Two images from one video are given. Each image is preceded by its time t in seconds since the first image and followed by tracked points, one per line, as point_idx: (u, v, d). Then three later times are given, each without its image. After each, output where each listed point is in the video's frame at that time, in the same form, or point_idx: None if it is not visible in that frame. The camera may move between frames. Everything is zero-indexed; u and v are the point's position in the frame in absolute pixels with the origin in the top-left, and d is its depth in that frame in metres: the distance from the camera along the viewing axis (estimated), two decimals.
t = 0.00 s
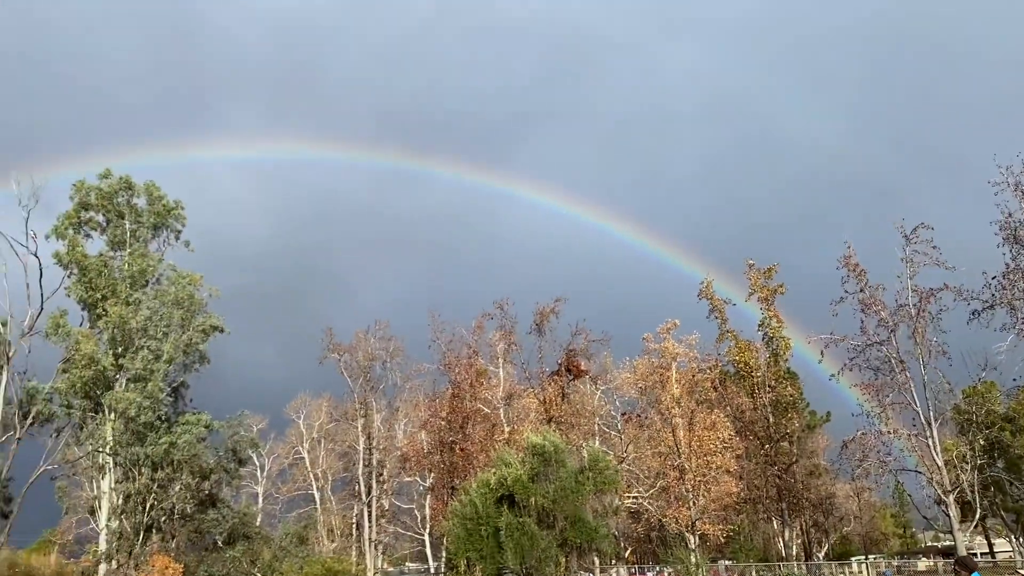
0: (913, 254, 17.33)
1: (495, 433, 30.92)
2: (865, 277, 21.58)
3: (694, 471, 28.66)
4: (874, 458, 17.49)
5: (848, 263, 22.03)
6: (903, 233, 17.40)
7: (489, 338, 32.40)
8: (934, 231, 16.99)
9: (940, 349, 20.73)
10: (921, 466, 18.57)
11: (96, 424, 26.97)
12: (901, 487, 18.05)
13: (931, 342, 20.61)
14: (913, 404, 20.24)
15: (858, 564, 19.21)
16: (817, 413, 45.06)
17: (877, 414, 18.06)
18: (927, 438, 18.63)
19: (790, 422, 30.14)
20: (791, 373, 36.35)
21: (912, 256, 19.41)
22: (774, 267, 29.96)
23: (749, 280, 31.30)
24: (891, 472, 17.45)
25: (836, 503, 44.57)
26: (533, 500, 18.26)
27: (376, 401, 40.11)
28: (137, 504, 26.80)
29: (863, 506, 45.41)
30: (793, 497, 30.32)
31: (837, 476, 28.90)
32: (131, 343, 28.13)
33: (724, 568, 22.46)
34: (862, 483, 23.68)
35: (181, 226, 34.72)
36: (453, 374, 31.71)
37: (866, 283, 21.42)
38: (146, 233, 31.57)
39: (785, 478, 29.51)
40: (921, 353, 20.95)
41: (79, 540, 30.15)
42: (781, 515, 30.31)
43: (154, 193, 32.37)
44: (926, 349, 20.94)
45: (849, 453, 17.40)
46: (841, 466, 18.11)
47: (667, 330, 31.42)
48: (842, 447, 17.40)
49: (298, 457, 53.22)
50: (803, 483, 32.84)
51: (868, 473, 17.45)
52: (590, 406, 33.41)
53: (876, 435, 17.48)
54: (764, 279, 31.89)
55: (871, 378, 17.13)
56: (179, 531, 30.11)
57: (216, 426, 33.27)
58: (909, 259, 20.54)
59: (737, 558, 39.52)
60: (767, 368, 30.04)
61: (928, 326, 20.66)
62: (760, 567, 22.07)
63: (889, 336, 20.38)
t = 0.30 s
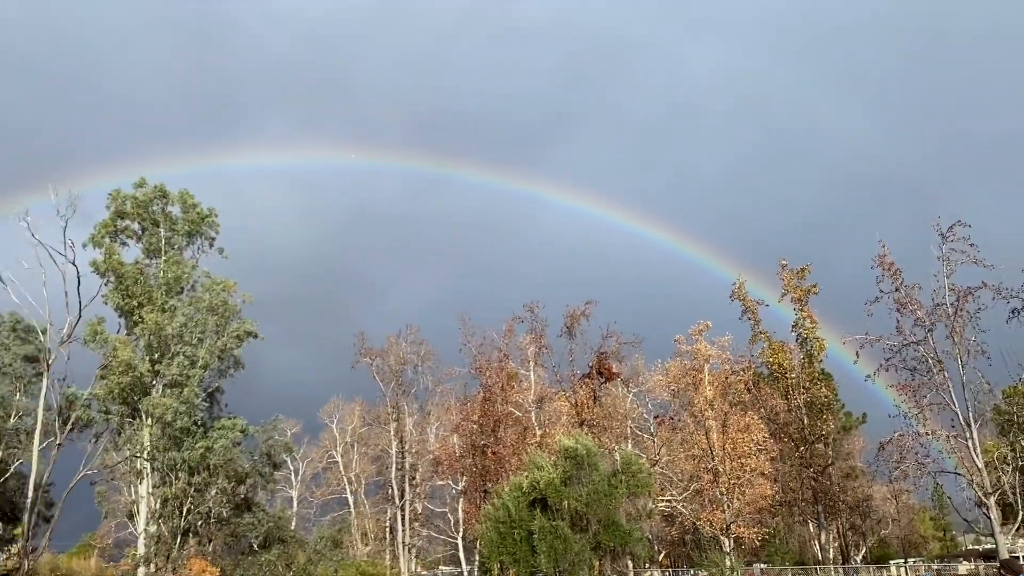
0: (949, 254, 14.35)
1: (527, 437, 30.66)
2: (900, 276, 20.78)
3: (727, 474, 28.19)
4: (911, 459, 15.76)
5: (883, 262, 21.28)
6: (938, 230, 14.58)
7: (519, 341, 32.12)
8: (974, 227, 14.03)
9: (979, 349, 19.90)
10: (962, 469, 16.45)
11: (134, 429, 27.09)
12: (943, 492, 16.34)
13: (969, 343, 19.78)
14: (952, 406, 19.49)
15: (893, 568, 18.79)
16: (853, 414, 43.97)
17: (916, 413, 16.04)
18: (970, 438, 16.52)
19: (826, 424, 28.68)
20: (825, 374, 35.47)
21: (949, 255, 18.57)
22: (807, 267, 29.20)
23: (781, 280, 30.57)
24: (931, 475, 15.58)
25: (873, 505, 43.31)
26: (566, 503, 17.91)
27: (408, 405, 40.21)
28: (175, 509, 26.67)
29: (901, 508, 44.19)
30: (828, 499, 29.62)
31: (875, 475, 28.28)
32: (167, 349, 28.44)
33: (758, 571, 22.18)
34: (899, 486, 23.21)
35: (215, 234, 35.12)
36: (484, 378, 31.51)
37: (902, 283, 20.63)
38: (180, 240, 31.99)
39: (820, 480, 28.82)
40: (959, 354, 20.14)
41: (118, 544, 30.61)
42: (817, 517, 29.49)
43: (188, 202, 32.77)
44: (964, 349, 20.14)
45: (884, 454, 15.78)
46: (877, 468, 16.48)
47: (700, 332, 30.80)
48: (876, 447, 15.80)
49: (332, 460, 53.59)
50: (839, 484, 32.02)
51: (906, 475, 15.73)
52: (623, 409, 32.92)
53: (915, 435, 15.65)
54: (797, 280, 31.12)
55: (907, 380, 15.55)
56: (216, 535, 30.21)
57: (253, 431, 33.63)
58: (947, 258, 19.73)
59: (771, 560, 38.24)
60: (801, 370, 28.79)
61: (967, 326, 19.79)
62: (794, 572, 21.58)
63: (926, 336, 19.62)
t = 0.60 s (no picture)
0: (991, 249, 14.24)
1: (563, 439, 30.27)
2: (940, 273, 19.99)
3: (765, 475, 26.97)
4: (955, 460, 14.62)
5: (921, 260, 20.51)
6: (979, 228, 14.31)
7: (553, 342, 31.78)
8: (1016, 223, 13.92)
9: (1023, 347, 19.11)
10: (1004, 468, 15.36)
11: (174, 433, 27.59)
12: (991, 496, 15.25)
13: (1014, 341, 18.92)
14: (998, 406, 18.59)
15: (936, 569, 18.12)
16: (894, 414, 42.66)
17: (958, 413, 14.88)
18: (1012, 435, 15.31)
19: (864, 425, 27.83)
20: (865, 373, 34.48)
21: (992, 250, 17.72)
22: (845, 264, 28.35)
23: (818, 279, 29.74)
24: (975, 477, 14.55)
25: (915, 505, 41.88)
26: (603, 506, 17.46)
27: (443, 408, 40.16)
28: (214, 511, 27.27)
29: (946, 510, 42.78)
30: (870, 501, 28.56)
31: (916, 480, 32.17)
32: (206, 354, 28.90)
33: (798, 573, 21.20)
34: (943, 486, 22.34)
35: (251, 240, 35.51)
36: (518, 380, 31.29)
37: (943, 280, 19.83)
38: (218, 247, 32.37)
39: (860, 481, 27.67)
40: (1003, 352, 19.29)
41: (160, 547, 31.04)
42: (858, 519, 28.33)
43: (225, 208, 33.20)
44: (1010, 347, 19.27)
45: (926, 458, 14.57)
46: (917, 469, 15.33)
47: (736, 332, 30.19)
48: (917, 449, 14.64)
49: (368, 463, 53.90)
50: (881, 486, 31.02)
51: (949, 477, 14.71)
52: (658, 410, 32.37)
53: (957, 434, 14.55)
54: (834, 278, 30.25)
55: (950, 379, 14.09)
56: (254, 539, 30.29)
57: (291, 434, 33.62)
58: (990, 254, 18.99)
59: (812, 563, 36.46)
60: (840, 371, 27.70)
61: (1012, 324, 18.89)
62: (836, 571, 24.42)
63: (968, 335, 18.84)
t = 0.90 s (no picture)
0: None
1: (598, 439, 29.75)
2: (982, 267, 19.18)
3: (804, 476, 26.19)
4: (999, 459, 13.96)
5: (962, 255, 19.77)
6: None
7: (587, 342, 31.46)
8: None
9: None
10: None
11: (213, 436, 27.76)
12: None
13: None
14: None
15: (982, 569, 17.35)
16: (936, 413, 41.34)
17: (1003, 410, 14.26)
18: None
19: (906, 424, 26.54)
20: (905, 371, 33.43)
21: None
22: (884, 260, 27.44)
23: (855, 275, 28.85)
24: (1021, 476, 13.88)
25: (960, 507, 40.53)
26: (639, 506, 17.00)
27: (477, 409, 40.06)
28: (254, 512, 27.63)
29: (993, 511, 41.37)
30: (912, 504, 26.99)
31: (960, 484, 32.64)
32: (243, 357, 29.19)
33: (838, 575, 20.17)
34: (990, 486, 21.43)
35: (287, 244, 35.84)
36: (552, 381, 31.05)
37: (985, 274, 18.99)
38: (254, 251, 32.75)
39: (903, 481, 26.24)
40: None
41: (201, 548, 31.52)
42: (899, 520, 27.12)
43: (261, 213, 33.56)
44: None
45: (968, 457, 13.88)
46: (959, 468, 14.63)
47: (772, 330, 29.53)
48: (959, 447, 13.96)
49: (404, 464, 54.04)
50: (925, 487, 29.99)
51: (993, 476, 14.02)
52: (694, 410, 31.84)
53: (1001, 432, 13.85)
54: (873, 275, 29.33)
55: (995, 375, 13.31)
56: (293, 539, 30.54)
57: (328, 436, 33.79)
58: None
59: (852, 563, 35.05)
60: (879, 369, 26.25)
61: None
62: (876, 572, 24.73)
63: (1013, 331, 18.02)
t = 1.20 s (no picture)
0: None
1: (634, 438, 29.45)
2: None
3: (844, 473, 25.62)
4: None
5: (1004, 247, 19.02)
6: None
7: (621, 341, 31.10)
8: None
9: None
10: None
11: (251, 436, 28.30)
12: None
13: None
14: None
15: None
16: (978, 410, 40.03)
17: None
18: None
19: (949, 420, 25.50)
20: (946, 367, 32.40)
21: None
22: (922, 254, 26.60)
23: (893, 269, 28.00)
24: None
25: (1005, 504, 39.25)
26: (677, 505, 16.71)
27: (512, 408, 39.98)
28: (292, 512, 27.65)
29: None
30: (956, 499, 25.94)
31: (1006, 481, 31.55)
32: (280, 358, 29.47)
33: (881, 573, 19.66)
34: None
35: (321, 246, 36.14)
36: (587, 380, 30.72)
37: None
38: (290, 253, 33.04)
39: (945, 479, 25.18)
40: None
41: (240, 547, 31.96)
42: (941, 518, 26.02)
43: (296, 215, 33.89)
44: None
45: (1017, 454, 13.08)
46: (1008, 465, 13.80)
47: (808, 327, 28.95)
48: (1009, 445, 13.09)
49: (439, 463, 54.20)
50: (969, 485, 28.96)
51: None
52: (730, 408, 31.30)
53: None
54: (911, 269, 28.45)
55: None
56: (331, 538, 30.62)
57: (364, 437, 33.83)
58: None
59: (895, 563, 33.95)
60: (920, 364, 25.41)
61: None
62: (923, 569, 23.84)
63: None
